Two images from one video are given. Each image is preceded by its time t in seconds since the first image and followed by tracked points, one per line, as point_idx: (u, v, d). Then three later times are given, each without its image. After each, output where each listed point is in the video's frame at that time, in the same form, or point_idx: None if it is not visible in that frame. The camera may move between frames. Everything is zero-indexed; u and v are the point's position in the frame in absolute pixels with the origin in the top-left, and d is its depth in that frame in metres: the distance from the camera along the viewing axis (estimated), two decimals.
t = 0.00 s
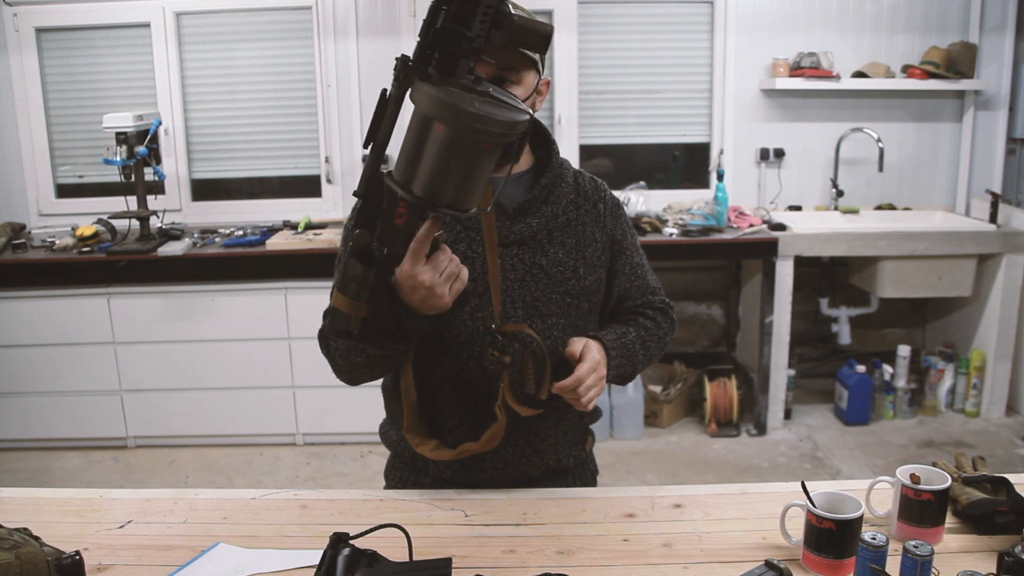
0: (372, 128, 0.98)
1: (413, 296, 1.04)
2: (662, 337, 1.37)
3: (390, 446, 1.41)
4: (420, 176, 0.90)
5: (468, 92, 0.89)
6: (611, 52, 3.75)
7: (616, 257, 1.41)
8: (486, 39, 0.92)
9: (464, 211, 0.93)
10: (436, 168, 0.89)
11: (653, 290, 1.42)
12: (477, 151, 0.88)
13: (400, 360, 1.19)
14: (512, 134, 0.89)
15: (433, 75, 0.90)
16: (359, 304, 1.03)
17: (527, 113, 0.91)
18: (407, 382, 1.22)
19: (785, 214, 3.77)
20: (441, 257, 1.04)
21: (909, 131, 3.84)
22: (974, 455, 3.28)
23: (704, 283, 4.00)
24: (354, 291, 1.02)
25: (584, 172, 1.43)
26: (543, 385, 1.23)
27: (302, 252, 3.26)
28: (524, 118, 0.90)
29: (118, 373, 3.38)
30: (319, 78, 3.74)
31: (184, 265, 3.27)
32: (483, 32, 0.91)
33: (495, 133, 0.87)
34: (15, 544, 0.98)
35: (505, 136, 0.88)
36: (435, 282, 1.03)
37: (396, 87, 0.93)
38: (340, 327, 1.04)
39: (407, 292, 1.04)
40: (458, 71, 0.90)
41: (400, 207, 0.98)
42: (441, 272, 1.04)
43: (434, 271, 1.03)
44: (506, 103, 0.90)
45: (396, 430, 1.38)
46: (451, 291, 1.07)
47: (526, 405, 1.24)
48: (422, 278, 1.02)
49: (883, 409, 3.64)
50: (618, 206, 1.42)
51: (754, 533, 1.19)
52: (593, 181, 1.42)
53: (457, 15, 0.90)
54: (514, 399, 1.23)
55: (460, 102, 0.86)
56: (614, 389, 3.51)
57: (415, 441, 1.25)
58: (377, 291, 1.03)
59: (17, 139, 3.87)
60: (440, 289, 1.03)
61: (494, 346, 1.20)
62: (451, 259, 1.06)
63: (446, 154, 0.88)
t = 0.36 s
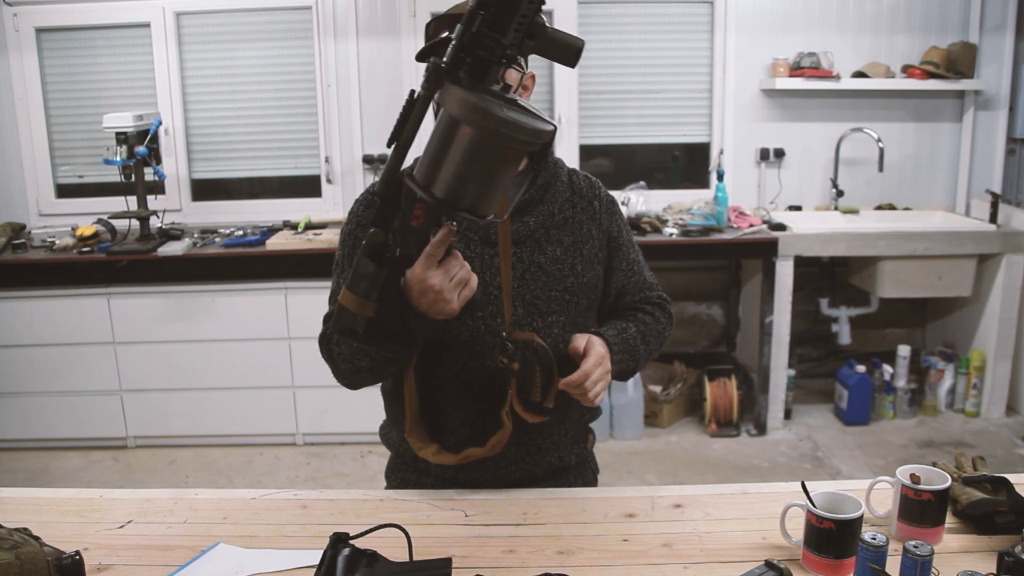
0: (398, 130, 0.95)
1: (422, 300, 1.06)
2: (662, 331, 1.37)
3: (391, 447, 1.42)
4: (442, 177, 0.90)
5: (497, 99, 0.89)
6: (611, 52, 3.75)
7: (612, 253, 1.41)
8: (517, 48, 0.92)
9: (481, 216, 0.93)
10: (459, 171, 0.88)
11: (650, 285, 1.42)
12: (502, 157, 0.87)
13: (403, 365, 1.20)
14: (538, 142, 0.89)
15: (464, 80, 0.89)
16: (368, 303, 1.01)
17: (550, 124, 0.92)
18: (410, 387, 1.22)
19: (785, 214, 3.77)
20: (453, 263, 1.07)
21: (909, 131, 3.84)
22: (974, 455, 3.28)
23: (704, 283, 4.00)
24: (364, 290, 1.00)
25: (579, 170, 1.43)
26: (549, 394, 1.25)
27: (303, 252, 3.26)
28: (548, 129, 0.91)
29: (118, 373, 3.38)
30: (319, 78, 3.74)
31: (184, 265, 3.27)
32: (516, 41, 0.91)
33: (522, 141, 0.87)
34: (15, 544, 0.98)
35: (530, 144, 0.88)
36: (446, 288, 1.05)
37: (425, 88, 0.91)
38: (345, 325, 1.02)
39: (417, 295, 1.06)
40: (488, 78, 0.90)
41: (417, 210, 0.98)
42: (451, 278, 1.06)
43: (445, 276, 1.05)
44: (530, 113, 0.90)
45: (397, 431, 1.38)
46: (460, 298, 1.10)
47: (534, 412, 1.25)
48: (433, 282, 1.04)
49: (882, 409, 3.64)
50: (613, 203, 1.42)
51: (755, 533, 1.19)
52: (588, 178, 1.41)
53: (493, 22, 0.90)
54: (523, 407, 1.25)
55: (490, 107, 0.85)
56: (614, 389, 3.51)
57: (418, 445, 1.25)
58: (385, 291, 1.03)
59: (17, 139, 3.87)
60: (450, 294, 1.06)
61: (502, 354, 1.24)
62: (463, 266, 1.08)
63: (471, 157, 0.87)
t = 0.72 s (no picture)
0: (423, 131, 0.98)
1: (429, 301, 1.07)
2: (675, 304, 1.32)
3: (391, 448, 1.42)
4: (465, 180, 0.89)
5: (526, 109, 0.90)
6: (611, 52, 3.75)
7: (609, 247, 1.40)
8: (551, 62, 0.92)
9: (500, 224, 0.93)
10: (482, 174, 0.88)
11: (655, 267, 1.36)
12: (526, 164, 0.88)
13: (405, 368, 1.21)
14: (561, 153, 0.90)
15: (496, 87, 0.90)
16: (374, 300, 1.02)
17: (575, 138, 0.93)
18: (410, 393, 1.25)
19: (785, 214, 3.78)
20: (464, 267, 1.07)
21: (909, 131, 3.84)
22: (974, 455, 3.28)
23: (704, 283, 4.00)
24: (372, 287, 1.01)
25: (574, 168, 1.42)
26: (562, 400, 1.32)
27: (303, 252, 3.26)
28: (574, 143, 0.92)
29: (118, 373, 3.38)
30: (319, 78, 3.74)
31: (184, 265, 3.27)
32: (551, 53, 0.91)
33: (546, 150, 0.88)
34: (15, 544, 0.98)
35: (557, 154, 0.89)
36: (456, 293, 1.07)
37: (457, 90, 0.93)
38: (350, 321, 1.03)
39: (423, 295, 1.07)
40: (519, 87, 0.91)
41: (433, 211, 1.01)
42: (461, 282, 1.07)
43: (455, 279, 1.06)
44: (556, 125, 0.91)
45: (397, 433, 1.38)
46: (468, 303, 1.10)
47: (541, 417, 1.32)
48: (443, 283, 1.05)
49: (882, 409, 3.64)
50: (608, 198, 1.40)
51: (754, 533, 1.19)
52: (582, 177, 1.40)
53: (533, 36, 0.90)
54: (533, 415, 1.31)
55: (522, 114, 0.87)
56: (614, 389, 3.51)
57: (420, 448, 1.27)
58: (394, 288, 1.04)
59: (17, 139, 3.87)
60: (457, 298, 1.07)
61: (516, 360, 1.28)
62: (473, 271, 1.09)
63: (496, 161, 0.87)
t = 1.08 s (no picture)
0: (448, 130, 1.01)
1: (430, 300, 1.07)
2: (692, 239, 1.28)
3: (390, 450, 1.42)
4: (485, 187, 0.94)
5: (552, 123, 0.97)
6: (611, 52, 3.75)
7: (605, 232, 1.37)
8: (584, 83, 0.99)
9: (510, 232, 0.98)
10: (502, 182, 0.93)
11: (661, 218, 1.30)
12: (546, 179, 0.93)
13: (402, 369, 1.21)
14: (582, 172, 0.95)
15: (530, 99, 0.96)
16: (375, 292, 1.06)
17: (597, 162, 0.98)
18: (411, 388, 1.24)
19: (785, 214, 3.78)
20: (469, 269, 1.08)
21: (909, 131, 3.84)
22: (974, 455, 3.28)
23: (703, 283, 4.00)
24: (374, 278, 1.05)
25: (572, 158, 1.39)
26: (573, 408, 1.32)
27: (303, 252, 3.27)
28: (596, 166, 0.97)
29: (118, 373, 3.38)
30: (319, 78, 3.74)
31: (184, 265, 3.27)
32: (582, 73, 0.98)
33: (569, 167, 0.93)
34: (15, 544, 0.98)
35: (578, 173, 0.95)
36: (461, 294, 1.06)
37: (488, 94, 0.97)
38: (347, 309, 1.06)
39: (425, 295, 1.06)
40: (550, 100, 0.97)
41: (445, 212, 1.01)
42: (465, 283, 1.07)
43: (461, 280, 1.06)
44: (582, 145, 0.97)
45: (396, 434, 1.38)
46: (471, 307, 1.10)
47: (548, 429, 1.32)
48: (448, 283, 1.05)
49: (883, 409, 3.64)
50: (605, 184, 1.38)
51: (754, 533, 1.19)
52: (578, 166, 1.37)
53: (571, 54, 0.97)
54: (541, 425, 1.31)
55: (551, 130, 0.92)
56: (614, 389, 3.51)
57: (420, 447, 1.28)
58: (395, 284, 1.07)
59: (17, 139, 3.87)
60: (460, 299, 1.06)
61: (529, 369, 1.29)
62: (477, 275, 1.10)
63: (517, 172, 0.92)
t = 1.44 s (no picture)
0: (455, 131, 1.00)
1: (415, 295, 1.05)
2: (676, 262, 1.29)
3: (392, 451, 1.43)
4: (479, 190, 0.95)
5: (554, 138, 0.96)
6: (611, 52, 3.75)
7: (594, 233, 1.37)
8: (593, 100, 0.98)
9: (498, 239, 0.99)
10: (496, 189, 0.94)
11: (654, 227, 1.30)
12: (540, 192, 0.94)
13: (396, 373, 1.21)
14: (577, 190, 0.95)
15: (537, 110, 0.95)
16: (359, 282, 1.07)
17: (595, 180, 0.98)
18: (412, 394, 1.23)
19: (785, 214, 3.78)
20: (458, 272, 1.06)
21: (909, 131, 3.84)
22: (974, 455, 3.28)
23: (703, 283, 4.00)
24: (359, 266, 1.06)
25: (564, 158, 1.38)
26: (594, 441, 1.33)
27: (303, 252, 3.27)
28: (593, 184, 0.97)
29: (118, 373, 3.38)
30: (319, 78, 3.74)
31: (184, 265, 3.27)
32: (592, 91, 0.97)
33: (564, 182, 0.93)
34: (14, 544, 0.98)
35: (572, 192, 0.95)
36: (446, 292, 1.04)
37: (497, 102, 0.96)
38: (328, 296, 1.07)
39: (408, 290, 1.05)
40: (556, 114, 0.96)
41: (439, 211, 1.01)
42: (452, 284, 1.05)
43: (448, 279, 1.05)
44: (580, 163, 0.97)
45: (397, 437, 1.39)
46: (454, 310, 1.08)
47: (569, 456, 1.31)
48: (433, 278, 1.04)
49: (882, 409, 3.64)
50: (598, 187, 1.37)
51: (755, 533, 1.19)
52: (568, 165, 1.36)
53: (583, 71, 0.96)
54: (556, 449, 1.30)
55: (550, 143, 0.92)
56: (614, 389, 3.52)
57: (430, 455, 1.27)
58: (381, 275, 1.07)
59: (17, 139, 3.87)
60: (444, 297, 1.04)
61: (559, 396, 1.26)
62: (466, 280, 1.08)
63: (514, 180, 0.93)
